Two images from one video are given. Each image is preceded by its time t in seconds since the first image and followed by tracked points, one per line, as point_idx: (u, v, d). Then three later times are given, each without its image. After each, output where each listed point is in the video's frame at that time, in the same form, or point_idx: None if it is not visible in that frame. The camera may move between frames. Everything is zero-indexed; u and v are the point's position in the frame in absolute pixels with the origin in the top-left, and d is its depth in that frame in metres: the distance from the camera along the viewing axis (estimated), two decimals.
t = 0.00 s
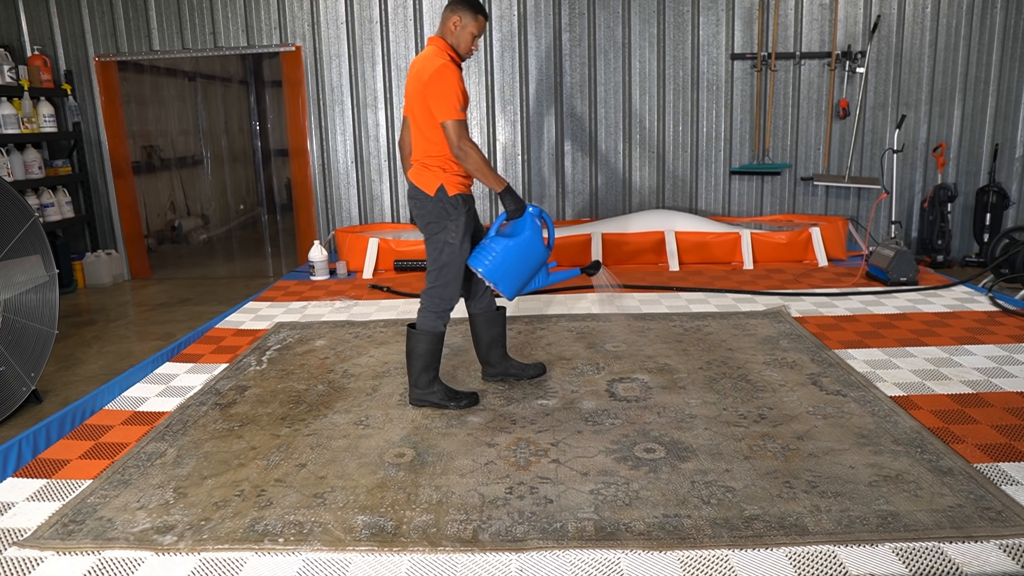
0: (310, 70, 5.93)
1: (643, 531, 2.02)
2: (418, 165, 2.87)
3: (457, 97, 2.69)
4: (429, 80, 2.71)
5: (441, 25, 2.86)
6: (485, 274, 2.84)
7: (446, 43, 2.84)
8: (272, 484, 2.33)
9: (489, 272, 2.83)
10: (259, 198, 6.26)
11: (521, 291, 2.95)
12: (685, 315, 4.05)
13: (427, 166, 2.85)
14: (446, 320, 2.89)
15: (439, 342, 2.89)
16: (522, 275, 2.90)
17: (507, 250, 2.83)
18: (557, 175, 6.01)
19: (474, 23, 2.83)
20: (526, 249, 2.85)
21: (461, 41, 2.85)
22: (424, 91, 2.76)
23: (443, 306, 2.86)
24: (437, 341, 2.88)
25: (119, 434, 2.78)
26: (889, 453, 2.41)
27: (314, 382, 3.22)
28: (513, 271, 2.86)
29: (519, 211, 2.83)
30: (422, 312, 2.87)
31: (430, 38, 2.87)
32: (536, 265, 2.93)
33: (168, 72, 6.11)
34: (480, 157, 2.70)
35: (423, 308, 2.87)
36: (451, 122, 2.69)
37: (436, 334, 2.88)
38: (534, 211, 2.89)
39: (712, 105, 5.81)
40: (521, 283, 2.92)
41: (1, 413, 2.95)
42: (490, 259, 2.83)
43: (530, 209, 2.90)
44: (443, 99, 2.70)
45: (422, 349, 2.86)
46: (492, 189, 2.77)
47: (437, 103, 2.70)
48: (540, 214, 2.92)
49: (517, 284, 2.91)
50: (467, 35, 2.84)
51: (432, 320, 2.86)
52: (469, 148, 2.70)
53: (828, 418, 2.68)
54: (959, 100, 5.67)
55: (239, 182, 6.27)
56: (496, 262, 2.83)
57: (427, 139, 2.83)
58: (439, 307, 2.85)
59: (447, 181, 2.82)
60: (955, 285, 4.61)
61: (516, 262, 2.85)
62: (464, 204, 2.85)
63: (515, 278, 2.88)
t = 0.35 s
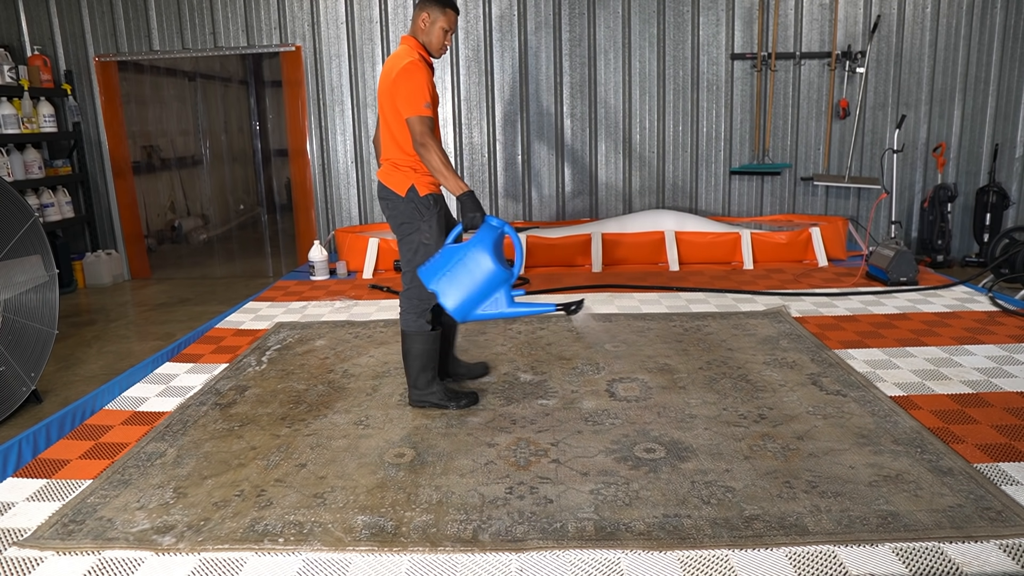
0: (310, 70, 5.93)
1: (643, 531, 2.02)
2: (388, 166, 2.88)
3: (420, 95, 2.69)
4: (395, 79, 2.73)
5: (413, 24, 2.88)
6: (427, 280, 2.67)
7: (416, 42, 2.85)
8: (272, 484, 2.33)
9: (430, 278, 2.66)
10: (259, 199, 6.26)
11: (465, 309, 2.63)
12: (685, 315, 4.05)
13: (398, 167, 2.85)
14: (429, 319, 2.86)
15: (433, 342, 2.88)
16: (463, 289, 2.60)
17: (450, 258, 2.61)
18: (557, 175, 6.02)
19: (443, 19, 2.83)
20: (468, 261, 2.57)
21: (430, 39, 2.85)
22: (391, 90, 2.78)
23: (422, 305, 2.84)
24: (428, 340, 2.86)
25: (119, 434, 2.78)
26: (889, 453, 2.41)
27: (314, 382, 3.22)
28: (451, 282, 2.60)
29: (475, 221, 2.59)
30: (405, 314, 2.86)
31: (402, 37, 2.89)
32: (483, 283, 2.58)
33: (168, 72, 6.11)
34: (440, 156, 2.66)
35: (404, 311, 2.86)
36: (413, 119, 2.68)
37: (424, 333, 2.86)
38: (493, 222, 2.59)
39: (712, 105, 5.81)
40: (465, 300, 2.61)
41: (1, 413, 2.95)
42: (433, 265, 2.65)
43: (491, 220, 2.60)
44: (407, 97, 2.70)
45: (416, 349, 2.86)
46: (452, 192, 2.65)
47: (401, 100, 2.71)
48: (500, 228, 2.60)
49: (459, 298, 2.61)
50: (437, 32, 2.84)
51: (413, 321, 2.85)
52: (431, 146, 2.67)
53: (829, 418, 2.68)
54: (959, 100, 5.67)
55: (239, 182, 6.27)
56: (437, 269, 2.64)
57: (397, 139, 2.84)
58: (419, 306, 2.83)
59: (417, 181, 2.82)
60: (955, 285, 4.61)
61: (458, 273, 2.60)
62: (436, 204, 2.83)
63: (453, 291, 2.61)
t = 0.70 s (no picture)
0: (310, 70, 5.93)
1: (643, 531, 2.02)
2: (369, 166, 2.91)
3: (400, 96, 2.72)
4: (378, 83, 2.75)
5: (399, 30, 2.91)
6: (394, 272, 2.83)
7: (401, 47, 2.87)
8: (272, 484, 2.33)
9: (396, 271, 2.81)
10: (259, 199, 6.27)
11: (423, 303, 2.75)
12: (685, 315, 4.05)
13: (378, 167, 2.88)
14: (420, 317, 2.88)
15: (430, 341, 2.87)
16: (422, 285, 2.72)
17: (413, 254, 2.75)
18: (557, 175, 6.02)
19: (429, 26, 2.86)
20: (427, 259, 2.69)
21: (415, 46, 2.88)
22: (374, 93, 2.80)
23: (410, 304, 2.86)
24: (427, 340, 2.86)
25: (119, 434, 2.78)
26: (889, 453, 2.41)
27: (314, 382, 3.22)
28: (410, 276, 2.74)
29: (443, 219, 2.63)
30: (393, 313, 2.88)
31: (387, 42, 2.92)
32: (441, 280, 2.68)
33: (168, 72, 6.11)
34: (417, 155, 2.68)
35: (394, 310, 2.88)
36: (392, 119, 2.70)
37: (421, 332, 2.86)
38: (458, 223, 2.65)
39: (712, 105, 5.81)
40: (422, 295, 2.73)
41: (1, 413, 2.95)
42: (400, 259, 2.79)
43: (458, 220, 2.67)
44: (388, 100, 2.72)
45: (414, 349, 2.84)
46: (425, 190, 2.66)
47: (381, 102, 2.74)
48: (464, 230, 2.66)
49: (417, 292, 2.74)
50: (422, 39, 2.87)
51: (404, 320, 2.86)
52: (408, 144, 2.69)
53: (829, 418, 2.68)
54: (959, 100, 5.67)
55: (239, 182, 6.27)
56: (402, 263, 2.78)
57: (377, 141, 2.87)
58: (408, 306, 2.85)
59: (398, 182, 2.85)
60: (955, 285, 4.61)
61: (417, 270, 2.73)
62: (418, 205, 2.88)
63: (412, 285, 2.74)
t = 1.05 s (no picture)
0: (310, 70, 5.94)
1: (643, 531, 2.02)
2: (335, 158, 2.94)
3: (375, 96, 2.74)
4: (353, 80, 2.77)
5: (377, 30, 2.93)
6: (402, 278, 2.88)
7: (377, 47, 2.90)
8: (272, 484, 2.33)
9: (408, 276, 2.86)
10: (258, 199, 6.26)
11: (442, 293, 2.92)
12: (685, 315, 4.05)
13: (342, 160, 2.91)
14: (380, 310, 2.96)
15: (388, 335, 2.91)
16: (440, 278, 2.88)
17: (420, 255, 2.83)
18: (557, 175, 6.02)
19: (407, 29, 2.90)
20: (444, 253, 2.84)
21: (392, 46, 2.92)
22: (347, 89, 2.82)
23: (372, 298, 2.93)
24: (386, 334, 2.91)
25: (119, 434, 2.78)
26: (889, 453, 2.41)
27: (314, 382, 3.22)
28: (428, 274, 2.86)
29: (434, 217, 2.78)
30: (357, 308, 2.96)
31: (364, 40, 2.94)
32: (455, 267, 2.89)
33: (168, 72, 6.11)
34: (396, 155, 2.73)
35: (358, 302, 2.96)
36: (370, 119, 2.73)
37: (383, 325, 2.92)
38: (452, 215, 2.84)
39: (712, 105, 5.82)
40: (442, 287, 2.90)
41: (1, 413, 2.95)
42: (409, 264, 2.85)
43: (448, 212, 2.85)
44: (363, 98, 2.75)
45: (374, 343, 2.90)
46: (410, 191, 2.74)
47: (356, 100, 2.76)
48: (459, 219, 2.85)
49: (435, 285, 2.88)
50: (399, 41, 2.91)
51: (366, 313, 2.95)
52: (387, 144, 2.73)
53: (829, 418, 2.68)
54: (959, 99, 5.67)
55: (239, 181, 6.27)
56: (412, 267, 2.85)
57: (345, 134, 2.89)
58: (370, 300, 2.94)
59: (359, 175, 2.88)
60: (955, 284, 4.62)
61: (434, 267, 2.85)
62: (377, 198, 2.89)
63: (432, 281, 2.87)
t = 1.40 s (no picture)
0: (310, 70, 5.94)
1: (643, 531, 2.02)
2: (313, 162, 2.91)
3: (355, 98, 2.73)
4: (331, 82, 2.74)
5: (349, 29, 2.90)
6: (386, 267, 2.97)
7: (351, 47, 2.87)
8: (272, 484, 2.33)
9: (392, 266, 2.95)
10: (259, 199, 6.27)
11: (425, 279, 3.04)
12: (685, 315, 4.05)
13: (321, 163, 2.89)
14: (335, 313, 2.91)
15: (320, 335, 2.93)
16: (423, 266, 2.98)
17: (404, 246, 2.92)
18: (557, 176, 6.02)
19: (380, 28, 2.89)
20: (426, 244, 2.93)
21: (365, 46, 2.89)
22: (325, 92, 2.78)
23: (332, 301, 2.89)
24: (316, 333, 2.92)
25: (119, 434, 2.79)
26: (889, 453, 2.41)
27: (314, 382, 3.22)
28: (412, 264, 2.95)
29: (415, 209, 2.90)
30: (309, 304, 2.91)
31: (336, 40, 2.91)
32: (436, 256, 2.99)
33: (168, 72, 6.12)
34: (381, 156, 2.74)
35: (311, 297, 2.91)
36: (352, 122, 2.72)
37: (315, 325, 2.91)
38: (432, 207, 2.92)
39: (712, 105, 5.82)
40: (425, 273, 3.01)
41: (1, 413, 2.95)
42: (393, 254, 2.94)
43: (428, 204, 2.93)
44: (343, 102, 2.72)
45: (304, 337, 2.90)
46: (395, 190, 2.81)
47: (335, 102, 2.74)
48: (439, 209, 2.94)
49: (419, 273, 2.99)
50: (373, 41, 2.89)
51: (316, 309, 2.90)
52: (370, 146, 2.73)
53: (829, 418, 2.68)
54: (959, 99, 5.67)
55: (239, 182, 6.28)
56: (396, 257, 2.94)
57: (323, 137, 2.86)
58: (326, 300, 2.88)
59: (339, 179, 2.86)
60: (955, 284, 4.61)
61: (416, 257, 2.94)
62: (355, 202, 2.88)
63: (416, 270, 2.97)
